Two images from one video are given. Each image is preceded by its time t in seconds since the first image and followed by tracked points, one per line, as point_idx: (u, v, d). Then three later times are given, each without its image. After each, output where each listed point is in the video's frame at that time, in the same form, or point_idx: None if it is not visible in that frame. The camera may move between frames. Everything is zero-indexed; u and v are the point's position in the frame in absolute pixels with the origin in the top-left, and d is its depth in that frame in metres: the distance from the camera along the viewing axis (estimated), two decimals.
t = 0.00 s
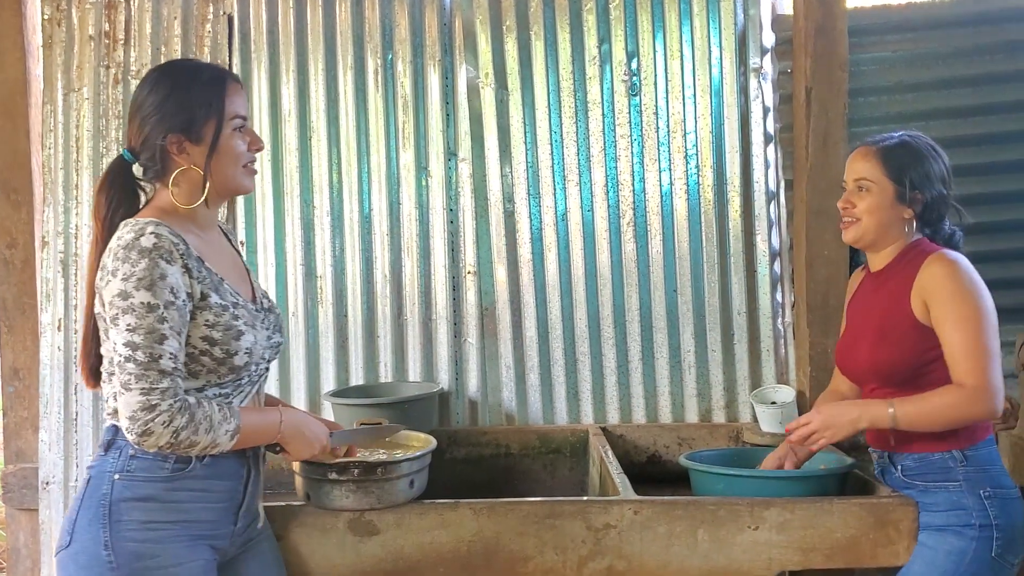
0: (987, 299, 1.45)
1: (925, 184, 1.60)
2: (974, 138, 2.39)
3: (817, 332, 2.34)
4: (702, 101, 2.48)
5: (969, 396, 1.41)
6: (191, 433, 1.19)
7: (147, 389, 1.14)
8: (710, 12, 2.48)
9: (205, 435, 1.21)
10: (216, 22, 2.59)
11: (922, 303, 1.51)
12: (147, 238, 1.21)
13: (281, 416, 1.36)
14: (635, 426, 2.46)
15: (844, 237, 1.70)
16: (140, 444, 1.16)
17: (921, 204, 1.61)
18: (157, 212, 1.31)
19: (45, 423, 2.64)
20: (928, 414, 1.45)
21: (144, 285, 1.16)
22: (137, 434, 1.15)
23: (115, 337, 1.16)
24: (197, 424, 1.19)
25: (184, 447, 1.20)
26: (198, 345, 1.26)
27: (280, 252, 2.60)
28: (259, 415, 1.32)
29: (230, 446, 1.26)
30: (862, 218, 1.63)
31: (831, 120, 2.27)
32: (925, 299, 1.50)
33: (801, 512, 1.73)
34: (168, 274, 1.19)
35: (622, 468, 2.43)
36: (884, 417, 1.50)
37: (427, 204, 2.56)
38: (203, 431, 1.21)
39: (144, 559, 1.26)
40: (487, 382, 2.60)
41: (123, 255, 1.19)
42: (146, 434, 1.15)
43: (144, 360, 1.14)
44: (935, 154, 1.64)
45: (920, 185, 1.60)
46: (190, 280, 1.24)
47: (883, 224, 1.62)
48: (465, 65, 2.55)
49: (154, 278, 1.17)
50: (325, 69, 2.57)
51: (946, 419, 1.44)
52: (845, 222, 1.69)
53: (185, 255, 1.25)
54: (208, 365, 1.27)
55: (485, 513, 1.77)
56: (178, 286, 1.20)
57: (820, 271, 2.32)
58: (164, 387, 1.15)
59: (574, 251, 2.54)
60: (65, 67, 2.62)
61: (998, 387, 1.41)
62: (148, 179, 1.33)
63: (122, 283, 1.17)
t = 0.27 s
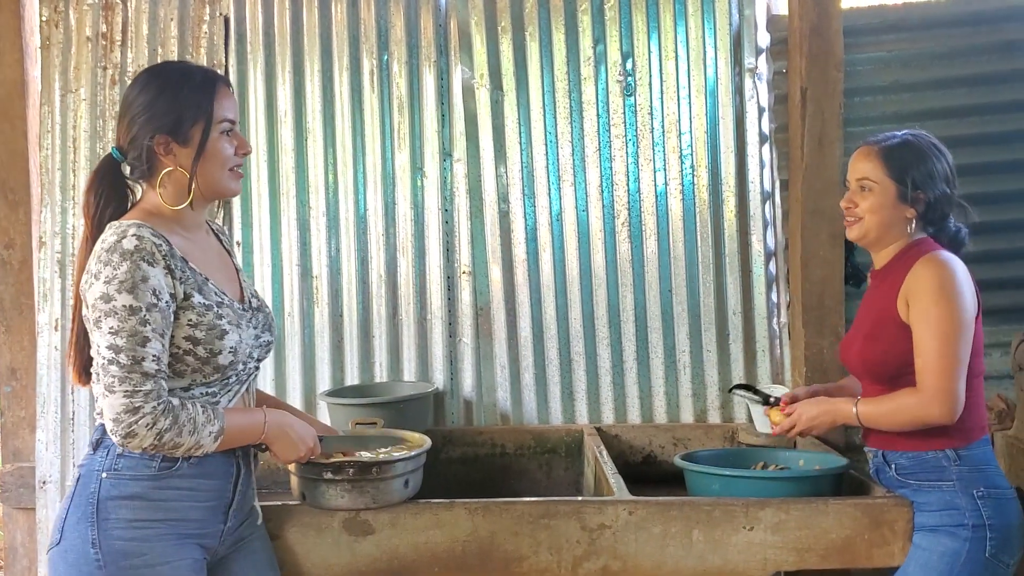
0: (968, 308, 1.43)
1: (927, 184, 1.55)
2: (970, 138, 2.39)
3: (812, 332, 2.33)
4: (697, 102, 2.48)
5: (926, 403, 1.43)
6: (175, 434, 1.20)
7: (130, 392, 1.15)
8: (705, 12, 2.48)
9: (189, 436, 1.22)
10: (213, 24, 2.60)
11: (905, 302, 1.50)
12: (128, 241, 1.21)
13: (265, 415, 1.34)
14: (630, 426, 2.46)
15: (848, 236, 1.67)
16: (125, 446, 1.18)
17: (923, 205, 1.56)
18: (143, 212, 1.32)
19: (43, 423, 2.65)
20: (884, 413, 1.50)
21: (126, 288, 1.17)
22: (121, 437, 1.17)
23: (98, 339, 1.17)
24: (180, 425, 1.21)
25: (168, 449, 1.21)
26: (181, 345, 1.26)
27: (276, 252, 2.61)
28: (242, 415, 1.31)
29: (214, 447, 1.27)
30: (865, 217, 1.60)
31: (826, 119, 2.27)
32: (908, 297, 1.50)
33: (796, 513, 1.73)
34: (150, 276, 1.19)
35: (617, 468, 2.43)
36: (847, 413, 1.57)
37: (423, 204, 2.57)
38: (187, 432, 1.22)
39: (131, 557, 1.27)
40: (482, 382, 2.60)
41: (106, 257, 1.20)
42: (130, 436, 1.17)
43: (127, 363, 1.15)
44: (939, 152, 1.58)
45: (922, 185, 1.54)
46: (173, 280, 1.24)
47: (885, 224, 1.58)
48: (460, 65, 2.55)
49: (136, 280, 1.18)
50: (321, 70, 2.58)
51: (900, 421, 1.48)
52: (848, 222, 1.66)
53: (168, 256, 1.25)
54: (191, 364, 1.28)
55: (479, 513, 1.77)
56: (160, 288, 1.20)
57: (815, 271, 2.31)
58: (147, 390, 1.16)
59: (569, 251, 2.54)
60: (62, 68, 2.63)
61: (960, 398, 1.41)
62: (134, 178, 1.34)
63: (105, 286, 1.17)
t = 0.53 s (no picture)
0: (974, 306, 1.42)
1: (931, 180, 1.52)
2: (963, 138, 2.40)
3: (806, 331, 2.34)
4: (692, 101, 2.49)
5: (921, 395, 1.43)
6: (186, 430, 1.21)
7: (140, 391, 1.16)
8: (700, 11, 2.49)
9: (199, 432, 1.23)
10: (208, 22, 2.60)
11: (910, 297, 1.49)
12: (127, 240, 1.21)
13: (272, 407, 1.38)
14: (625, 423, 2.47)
15: (859, 239, 1.65)
16: (136, 444, 1.19)
17: (930, 200, 1.54)
18: (135, 211, 1.32)
19: (37, 420, 2.65)
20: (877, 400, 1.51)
21: (128, 287, 1.17)
22: (133, 436, 1.18)
23: (103, 339, 1.17)
24: (191, 421, 1.21)
25: (180, 445, 1.22)
26: (184, 342, 1.26)
27: (271, 250, 2.61)
28: (247, 406, 1.33)
29: (224, 441, 1.27)
30: (872, 220, 1.59)
31: (820, 119, 2.28)
32: (913, 293, 1.49)
33: (790, 510, 1.74)
34: (151, 275, 1.19)
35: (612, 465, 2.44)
36: (839, 381, 1.57)
37: (418, 203, 2.57)
38: (198, 427, 1.22)
39: (138, 555, 1.27)
40: (477, 380, 2.60)
41: (105, 257, 1.19)
42: (142, 435, 1.17)
43: (134, 362, 1.16)
44: (939, 148, 1.57)
45: (926, 181, 1.52)
46: (173, 277, 1.24)
47: (892, 226, 1.57)
48: (456, 64, 2.55)
49: (138, 279, 1.17)
50: (316, 68, 2.58)
51: (892, 408, 1.49)
52: (857, 225, 1.64)
53: (167, 253, 1.25)
54: (194, 361, 1.28)
55: (475, 511, 1.77)
56: (162, 286, 1.20)
57: (809, 270, 2.32)
58: (155, 388, 1.17)
59: (564, 249, 2.54)
60: (57, 66, 2.63)
61: (956, 394, 1.41)
62: (125, 176, 1.34)
63: (106, 286, 1.17)
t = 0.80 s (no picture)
0: (977, 307, 1.42)
1: (928, 179, 1.52)
2: (959, 139, 2.40)
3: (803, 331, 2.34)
4: (688, 102, 2.49)
5: (912, 390, 1.44)
6: (210, 426, 1.21)
7: (165, 390, 1.16)
8: (697, 13, 2.49)
9: (221, 427, 1.23)
10: (205, 21, 2.60)
11: (915, 295, 1.49)
12: (136, 240, 1.20)
13: (282, 401, 1.40)
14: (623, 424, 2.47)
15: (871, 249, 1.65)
16: (162, 444, 1.18)
17: (932, 198, 1.53)
18: (134, 211, 1.32)
19: (34, 421, 2.64)
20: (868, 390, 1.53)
21: (144, 287, 1.17)
22: (159, 435, 1.17)
23: (120, 341, 1.16)
24: (214, 416, 1.22)
25: (204, 442, 1.22)
26: (196, 341, 1.27)
27: (268, 251, 2.60)
28: (260, 401, 1.35)
29: (242, 434, 1.29)
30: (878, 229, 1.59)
31: (818, 120, 2.28)
32: (918, 291, 1.49)
33: (786, 511, 1.74)
34: (164, 274, 1.19)
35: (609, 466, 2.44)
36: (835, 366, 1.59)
37: (416, 204, 2.57)
38: (220, 422, 1.23)
39: (152, 557, 1.26)
40: (474, 380, 2.60)
41: (116, 259, 1.19)
42: (168, 433, 1.17)
43: (156, 362, 1.16)
44: (933, 145, 1.55)
45: (924, 181, 1.52)
46: (184, 276, 1.25)
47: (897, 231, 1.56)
48: (453, 65, 2.55)
49: (152, 279, 1.18)
50: (313, 68, 2.58)
51: (882, 399, 1.50)
52: (866, 235, 1.64)
53: (176, 253, 1.25)
54: (207, 359, 1.29)
55: (472, 512, 1.77)
56: (175, 285, 1.21)
57: (806, 271, 2.33)
58: (180, 386, 1.17)
59: (561, 249, 2.55)
60: (53, 66, 2.62)
61: (947, 393, 1.41)
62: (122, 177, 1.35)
63: (121, 288, 1.17)
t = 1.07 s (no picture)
0: (970, 308, 1.42)
1: (917, 180, 1.53)
2: (955, 140, 2.41)
3: (800, 332, 2.35)
4: (684, 103, 2.50)
5: (912, 393, 1.44)
6: (220, 426, 1.22)
7: (177, 389, 1.16)
8: (693, 14, 2.50)
9: (230, 427, 1.24)
10: (201, 22, 2.59)
11: (910, 298, 1.50)
12: (143, 240, 1.20)
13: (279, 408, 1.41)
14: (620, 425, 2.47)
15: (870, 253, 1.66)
16: (173, 444, 1.18)
17: (923, 198, 1.53)
18: (133, 212, 1.32)
19: (29, 423, 2.63)
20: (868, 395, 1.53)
21: (153, 287, 1.17)
22: (170, 436, 1.17)
23: (130, 341, 1.16)
24: (224, 416, 1.22)
25: (213, 442, 1.22)
26: (202, 341, 1.27)
27: (264, 252, 2.60)
28: (262, 404, 1.37)
29: (247, 435, 1.29)
30: (873, 232, 1.60)
31: (814, 121, 2.29)
32: (912, 293, 1.49)
33: (782, 512, 1.75)
34: (172, 273, 1.19)
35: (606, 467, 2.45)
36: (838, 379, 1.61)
37: (412, 205, 2.57)
38: (228, 423, 1.24)
39: (159, 561, 1.26)
40: (472, 381, 2.60)
41: (123, 258, 1.18)
42: (180, 433, 1.17)
43: (168, 361, 1.15)
44: (925, 146, 1.56)
45: (912, 182, 1.53)
46: (190, 276, 1.25)
47: (891, 233, 1.57)
48: (450, 66, 2.55)
49: (161, 279, 1.18)
50: (310, 69, 2.58)
51: (883, 404, 1.50)
52: (864, 239, 1.65)
53: (181, 253, 1.25)
54: (213, 360, 1.29)
55: (468, 514, 1.77)
56: (182, 284, 1.21)
57: (802, 272, 2.33)
58: (191, 385, 1.17)
59: (559, 250, 2.55)
60: (48, 66, 2.61)
61: (947, 395, 1.42)
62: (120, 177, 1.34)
63: (130, 287, 1.16)
